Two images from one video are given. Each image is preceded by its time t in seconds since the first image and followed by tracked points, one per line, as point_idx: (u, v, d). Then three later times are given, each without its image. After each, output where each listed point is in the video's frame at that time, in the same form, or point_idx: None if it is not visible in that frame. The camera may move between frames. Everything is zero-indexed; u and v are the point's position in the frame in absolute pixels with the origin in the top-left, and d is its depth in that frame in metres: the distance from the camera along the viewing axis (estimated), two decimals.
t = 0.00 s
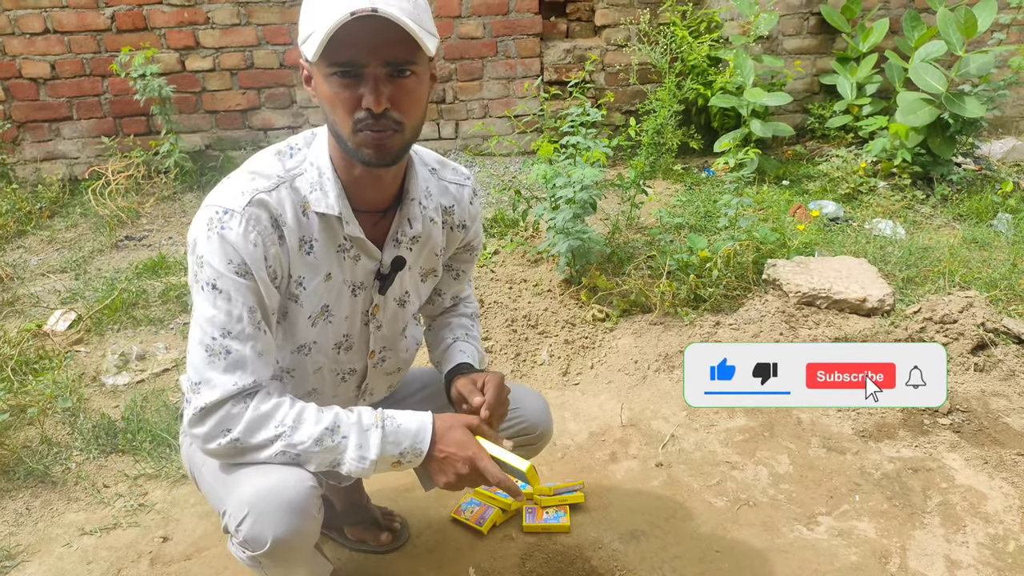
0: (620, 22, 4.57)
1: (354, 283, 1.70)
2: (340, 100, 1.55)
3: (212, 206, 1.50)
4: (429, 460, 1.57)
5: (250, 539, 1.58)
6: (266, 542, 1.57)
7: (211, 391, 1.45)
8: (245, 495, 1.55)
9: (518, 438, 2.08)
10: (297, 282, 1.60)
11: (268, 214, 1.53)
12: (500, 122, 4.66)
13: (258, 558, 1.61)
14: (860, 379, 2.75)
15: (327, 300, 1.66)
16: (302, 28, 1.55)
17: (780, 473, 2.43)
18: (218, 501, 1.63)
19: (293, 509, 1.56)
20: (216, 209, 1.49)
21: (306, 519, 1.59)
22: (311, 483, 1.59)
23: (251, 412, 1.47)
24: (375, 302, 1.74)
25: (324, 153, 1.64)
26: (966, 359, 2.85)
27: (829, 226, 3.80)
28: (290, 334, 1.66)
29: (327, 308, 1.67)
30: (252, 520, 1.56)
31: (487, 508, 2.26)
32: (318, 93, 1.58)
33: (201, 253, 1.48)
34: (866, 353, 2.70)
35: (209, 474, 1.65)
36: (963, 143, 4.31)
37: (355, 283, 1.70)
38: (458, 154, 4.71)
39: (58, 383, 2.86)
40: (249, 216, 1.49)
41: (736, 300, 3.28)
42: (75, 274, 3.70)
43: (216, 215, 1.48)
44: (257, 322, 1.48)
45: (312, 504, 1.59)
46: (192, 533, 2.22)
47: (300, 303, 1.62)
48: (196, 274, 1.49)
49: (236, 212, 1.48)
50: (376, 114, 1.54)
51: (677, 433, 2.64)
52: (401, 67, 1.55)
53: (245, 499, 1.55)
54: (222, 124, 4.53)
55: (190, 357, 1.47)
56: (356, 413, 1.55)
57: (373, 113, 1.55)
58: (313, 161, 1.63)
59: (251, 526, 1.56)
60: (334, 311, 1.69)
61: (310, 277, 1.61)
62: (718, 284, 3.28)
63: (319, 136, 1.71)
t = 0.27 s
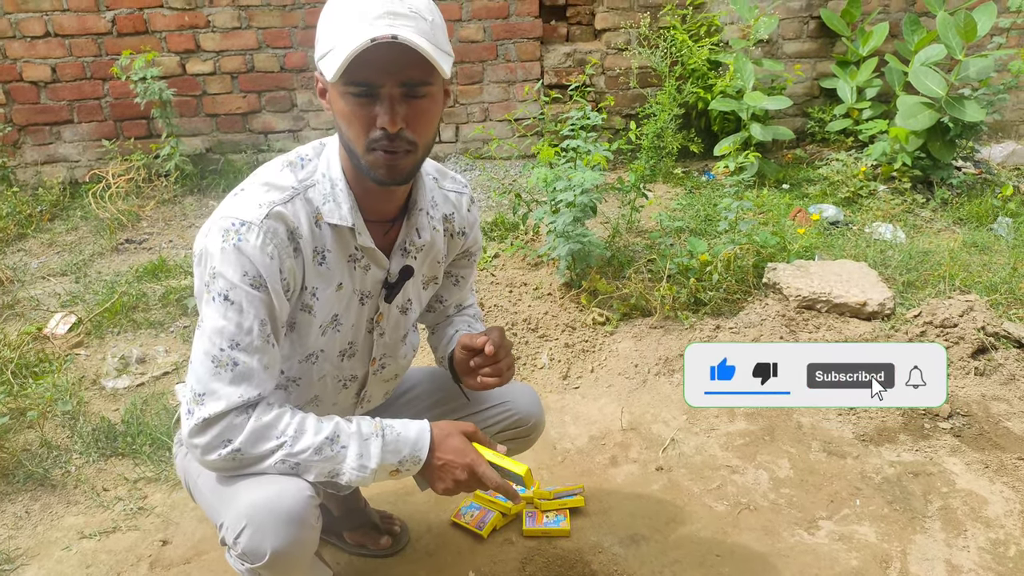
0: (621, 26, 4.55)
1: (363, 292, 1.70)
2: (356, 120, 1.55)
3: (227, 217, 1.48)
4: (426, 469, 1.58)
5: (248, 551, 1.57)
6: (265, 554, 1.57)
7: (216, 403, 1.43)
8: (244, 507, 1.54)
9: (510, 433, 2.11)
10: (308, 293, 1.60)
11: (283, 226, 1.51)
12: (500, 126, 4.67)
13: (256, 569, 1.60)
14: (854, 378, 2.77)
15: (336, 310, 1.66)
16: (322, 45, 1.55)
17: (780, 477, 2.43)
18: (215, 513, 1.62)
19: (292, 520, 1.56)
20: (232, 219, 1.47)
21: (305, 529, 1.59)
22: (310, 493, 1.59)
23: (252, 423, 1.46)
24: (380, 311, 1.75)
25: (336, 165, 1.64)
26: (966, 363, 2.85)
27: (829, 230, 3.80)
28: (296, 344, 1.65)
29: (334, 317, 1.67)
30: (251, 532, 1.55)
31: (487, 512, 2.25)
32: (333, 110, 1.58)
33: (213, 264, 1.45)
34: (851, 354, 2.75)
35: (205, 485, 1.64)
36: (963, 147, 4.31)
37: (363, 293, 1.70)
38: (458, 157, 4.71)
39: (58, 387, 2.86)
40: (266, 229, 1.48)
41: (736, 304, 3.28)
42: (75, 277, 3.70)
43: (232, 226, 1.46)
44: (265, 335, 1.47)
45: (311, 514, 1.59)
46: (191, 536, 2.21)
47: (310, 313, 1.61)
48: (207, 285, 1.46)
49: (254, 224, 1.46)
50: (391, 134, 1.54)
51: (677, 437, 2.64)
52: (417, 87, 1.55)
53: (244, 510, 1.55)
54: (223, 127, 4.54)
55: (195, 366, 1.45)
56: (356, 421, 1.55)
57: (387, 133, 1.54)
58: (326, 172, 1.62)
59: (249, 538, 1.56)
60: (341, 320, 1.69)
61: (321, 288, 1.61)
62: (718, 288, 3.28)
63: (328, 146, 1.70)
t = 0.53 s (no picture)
0: (619, 30, 4.56)
1: (365, 299, 1.70)
2: (362, 132, 1.55)
3: (233, 225, 1.47)
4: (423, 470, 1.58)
5: (250, 557, 1.57)
6: (266, 560, 1.56)
7: (216, 410, 1.43)
8: (244, 513, 1.54)
9: (506, 430, 2.13)
10: (313, 301, 1.60)
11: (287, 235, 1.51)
12: (499, 130, 4.67)
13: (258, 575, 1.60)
14: (854, 378, 2.81)
15: (339, 316, 1.66)
16: (326, 58, 1.55)
17: (780, 480, 2.43)
18: (216, 519, 1.61)
19: (293, 525, 1.56)
20: (238, 228, 1.47)
21: (307, 535, 1.59)
22: (311, 498, 1.59)
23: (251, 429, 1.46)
24: (381, 316, 1.75)
25: (339, 174, 1.64)
26: (965, 366, 2.85)
27: (828, 233, 3.81)
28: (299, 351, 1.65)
29: (337, 324, 1.67)
30: (252, 537, 1.55)
31: (487, 516, 2.25)
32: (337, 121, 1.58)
33: (217, 271, 1.45)
34: (850, 354, 2.81)
35: (205, 492, 1.63)
36: (961, 150, 4.32)
37: (365, 299, 1.71)
38: (458, 161, 4.71)
39: (56, 391, 2.86)
40: (272, 238, 1.47)
41: (735, 308, 3.28)
42: (74, 281, 3.70)
43: (238, 235, 1.46)
44: (267, 342, 1.47)
45: (312, 518, 1.59)
46: (190, 541, 2.21)
47: (315, 320, 1.62)
48: (210, 292, 1.46)
49: (260, 233, 1.46)
50: (396, 145, 1.55)
51: (676, 441, 2.64)
52: (422, 99, 1.56)
53: (245, 517, 1.54)
54: (222, 132, 4.54)
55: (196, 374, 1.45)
56: (354, 425, 1.55)
57: (393, 143, 1.55)
58: (330, 180, 1.62)
59: (250, 544, 1.55)
60: (343, 326, 1.69)
61: (326, 295, 1.61)
62: (717, 292, 3.28)
63: (330, 154, 1.71)
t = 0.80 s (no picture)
0: (620, 32, 4.56)
1: (368, 300, 1.71)
2: (372, 137, 1.55)
3: (235, 229, 1.47)
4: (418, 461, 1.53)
5: (256, 557, 1.56)
6: (273, 559, 1.56)
7: (212, 411, 1.44)
8: (250, 512, 1.54)
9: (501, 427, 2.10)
10: (317, 303, 1.60)
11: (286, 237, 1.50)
12: (499, 131, 4.67)
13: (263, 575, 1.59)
14: (855, 378, 2.80)
15: (342, 317, 1.67)
16: (341, 62, 1.54)
17: (780, 482, 2.42)
18: (219, 521, 1.60)
19: (300, 523, 1.56)
20: (239, 232, 1.46)
21: (312, 533, 1.59)
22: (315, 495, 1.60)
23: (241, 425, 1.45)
24: (383, 316, 1.76)
25: (344, 175, 1.63)
26: (966, 368, 2.85)
27: (828, 235, 3.80)
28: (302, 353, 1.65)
29: (340, 325, 1.68)
30: (259, 537, 1.54)
31: (486, 518, 2.24)
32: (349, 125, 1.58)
33: (216, 275, 1.45)
34: (853, 354, 2.78)
35: (207, 493, 1.62)
36: (961, 152, 4.32)
37: (368, 300, 1.71)
38: (458, 163, 4.71)
39: (56, 393, 2.85)
40: (274, 242, 1.47)
41: (735, 309, 3.27)
42: (74, 283, 3.69)
43: (240, 239, 1.45)
44: (264, 345, 1.46)
45: (318, 516, 1.60)
46: (189, 543, 2.20)
47: (319, 321, 1.62)
48: (210, 296, 1.46)
49: (261, 237, 1.46)
50: (405, 152, 1.54)
51: (676, 443, 2.63)
52: (433, 108, 1.56)
53: (250, 516, 1.54)
54: (222, 133, 4.55)
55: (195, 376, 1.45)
56: (345, 417, 1.52)
57: (402, 149, 1.54)
58: (334, 182, 1.62)
59: (257, 543, 1.55)
60: (346, 327, 1.70)
61: (330, 296, 1.61)
62: (717, 293, 3.28)
63: (335, 155, 1.70)
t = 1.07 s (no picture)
0: (620, 30, 4.55)
1: (375, 307, 1.72)
2: (386, 145, 1.54)
3: (240, 233, 1.47)
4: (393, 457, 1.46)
5: (275, 542, 1.56)
6: (293, 543, 1.56)
7: (205, 411, 1.46)
8: (269, 496, 1.55)
9: (497, 422, 2.11)
10: (324, 309, 1.61)
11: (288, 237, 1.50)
12: (499, 130, 4.67)
13: (282, 560, 1.59)
14: (855, 377, 2.81)
15: (349, 325, 1.67)
16: (362, 68, 1.54)
17: (780, 481, 2.42)
18: (234, 508, 1.60)
19: (317, 507, 1.59)
20: (244, 236, 1.46)
21: (330, 516, 1.61)
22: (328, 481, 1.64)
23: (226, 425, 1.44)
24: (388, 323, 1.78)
25: (353, 184, 1.62)
26: (966, 367, 2.85)
27: (829, 233, 3.80)
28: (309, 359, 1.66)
29: (346, 332, 1.68)
30: (278, 521, 1.55)
31: (487, 516, 2.24)
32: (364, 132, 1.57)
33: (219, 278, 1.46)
34: (847, 353, 2.82)
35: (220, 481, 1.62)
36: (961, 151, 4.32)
37: (375, 307, 1.72)
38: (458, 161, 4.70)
39: (56, 391, 2.85)
40: (278, 246, 1.47)
41: (736, 308, 3.27)
42: (74, 281, 3.69)
43: (244, 243, 1.45)
44: (262, 347, 1.45)
45: (333, 500, 1.63)
46: (190, 541, 2.20)
47: (325, 328, 1.63)
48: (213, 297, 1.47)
49: (265, 241, 1.46)
50: (418, 161, 1.53)
51: (677, 441, 2.63)
52: (449, 120, 1.55)
53: (270, 499, 1.55)
54: (222, 131, 4.54)
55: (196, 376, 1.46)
56: (316, 405, 1.47)
57: (415, 159, 1.53)
58: (342, 190, 1.61)
59: (276, 527, 1.55)
60: (352, 334, 1.70)
61: (336, 302, 1.62)
62: (718, 292, 3.27)
63: (343, 162, 1.69)
